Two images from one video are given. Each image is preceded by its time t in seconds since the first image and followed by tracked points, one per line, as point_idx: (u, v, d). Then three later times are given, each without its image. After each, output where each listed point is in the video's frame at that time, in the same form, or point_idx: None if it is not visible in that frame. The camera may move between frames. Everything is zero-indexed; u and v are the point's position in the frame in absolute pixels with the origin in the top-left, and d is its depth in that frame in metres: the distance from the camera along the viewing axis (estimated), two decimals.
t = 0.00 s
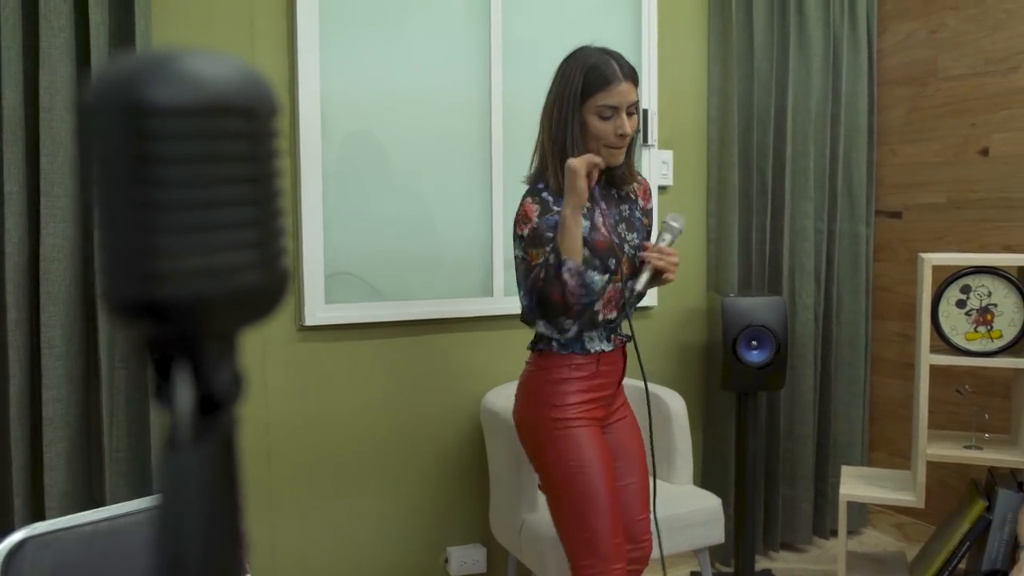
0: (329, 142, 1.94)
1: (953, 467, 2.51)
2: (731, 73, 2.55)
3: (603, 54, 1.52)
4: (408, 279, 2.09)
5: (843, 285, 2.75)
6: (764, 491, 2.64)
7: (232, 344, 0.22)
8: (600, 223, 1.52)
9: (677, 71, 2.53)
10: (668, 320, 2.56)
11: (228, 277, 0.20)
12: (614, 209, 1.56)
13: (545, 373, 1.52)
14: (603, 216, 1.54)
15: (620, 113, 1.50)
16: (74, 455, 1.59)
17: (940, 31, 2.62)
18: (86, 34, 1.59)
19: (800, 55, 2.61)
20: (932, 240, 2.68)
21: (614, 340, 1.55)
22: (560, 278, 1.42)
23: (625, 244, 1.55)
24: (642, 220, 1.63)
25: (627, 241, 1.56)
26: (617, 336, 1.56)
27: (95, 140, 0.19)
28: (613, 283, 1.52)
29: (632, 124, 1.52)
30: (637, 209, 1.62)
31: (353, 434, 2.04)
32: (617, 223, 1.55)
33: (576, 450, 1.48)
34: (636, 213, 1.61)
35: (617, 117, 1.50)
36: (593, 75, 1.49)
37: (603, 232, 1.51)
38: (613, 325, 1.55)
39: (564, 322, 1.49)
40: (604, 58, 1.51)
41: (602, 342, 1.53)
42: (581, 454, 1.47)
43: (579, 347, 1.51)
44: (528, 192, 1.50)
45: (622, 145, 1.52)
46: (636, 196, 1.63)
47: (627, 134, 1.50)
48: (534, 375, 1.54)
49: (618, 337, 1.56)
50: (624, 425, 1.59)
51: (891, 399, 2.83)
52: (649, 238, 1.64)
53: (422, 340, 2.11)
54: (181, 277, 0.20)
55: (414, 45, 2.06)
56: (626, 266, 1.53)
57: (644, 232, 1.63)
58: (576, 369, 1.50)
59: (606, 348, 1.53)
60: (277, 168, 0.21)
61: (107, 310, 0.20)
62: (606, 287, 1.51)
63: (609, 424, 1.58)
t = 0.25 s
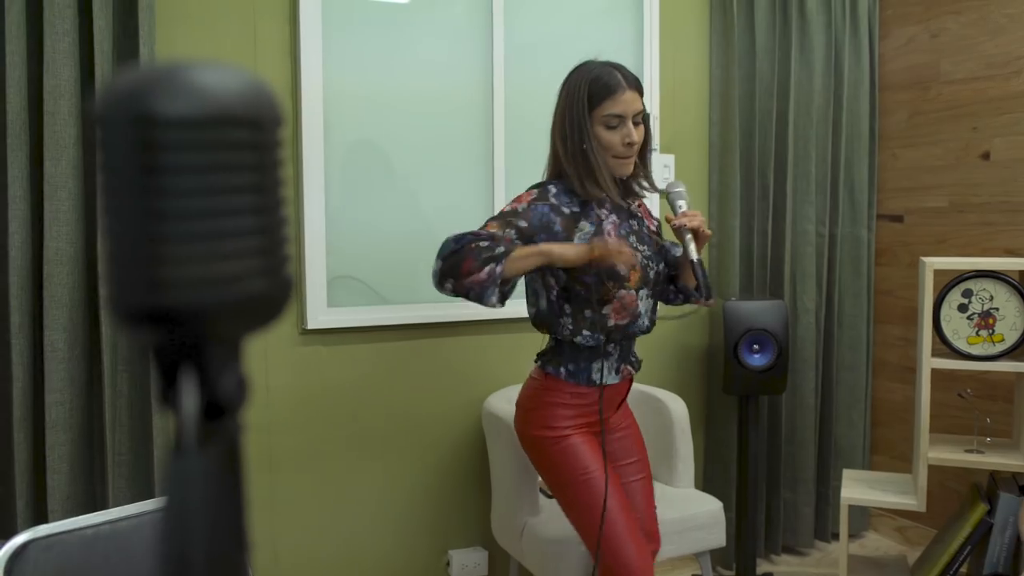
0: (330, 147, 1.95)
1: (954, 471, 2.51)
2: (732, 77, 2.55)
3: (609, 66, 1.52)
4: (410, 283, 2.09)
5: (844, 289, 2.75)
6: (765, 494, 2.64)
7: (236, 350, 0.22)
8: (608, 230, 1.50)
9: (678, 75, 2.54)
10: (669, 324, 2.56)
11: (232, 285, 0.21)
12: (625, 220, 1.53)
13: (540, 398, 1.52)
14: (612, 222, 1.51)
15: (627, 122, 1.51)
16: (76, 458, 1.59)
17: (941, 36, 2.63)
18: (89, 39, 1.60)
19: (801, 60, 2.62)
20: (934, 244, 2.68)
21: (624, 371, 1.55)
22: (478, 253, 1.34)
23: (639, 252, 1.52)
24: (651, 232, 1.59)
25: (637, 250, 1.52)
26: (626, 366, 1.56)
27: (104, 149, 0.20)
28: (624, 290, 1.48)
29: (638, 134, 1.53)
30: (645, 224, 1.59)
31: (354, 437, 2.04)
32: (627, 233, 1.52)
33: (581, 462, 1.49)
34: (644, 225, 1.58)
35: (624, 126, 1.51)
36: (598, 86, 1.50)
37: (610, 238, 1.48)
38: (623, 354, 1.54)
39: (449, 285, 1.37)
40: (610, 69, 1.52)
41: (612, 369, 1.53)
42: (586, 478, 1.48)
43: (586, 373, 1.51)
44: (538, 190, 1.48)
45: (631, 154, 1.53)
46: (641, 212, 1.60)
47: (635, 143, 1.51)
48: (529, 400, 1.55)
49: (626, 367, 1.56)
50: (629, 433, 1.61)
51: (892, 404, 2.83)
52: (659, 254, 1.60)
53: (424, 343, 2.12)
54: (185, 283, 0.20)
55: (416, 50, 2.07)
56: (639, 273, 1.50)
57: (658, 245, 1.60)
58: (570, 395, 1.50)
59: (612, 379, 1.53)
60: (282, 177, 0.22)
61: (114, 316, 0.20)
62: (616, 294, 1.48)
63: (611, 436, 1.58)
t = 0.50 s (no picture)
0: (330, 149, 1.95)
1: (953, 471, 2.51)
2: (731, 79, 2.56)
3: (604, 81, 1.53)
4: (409, 284, 2.10)
5: (843, 290, 2.75)
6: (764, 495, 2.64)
7: (229, 349, 0.23)
8: (581, 241, 1.48)
9: (678, 77, 2.54)
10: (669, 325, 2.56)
11: (224, 286, 0.21)
12: (606, 228, 1.50)
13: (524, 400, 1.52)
14: (588, 231, 1.50)
15: (618, 138, 1.50)
16: (77, 459, 1.59)
17: (940, 37, 2.63)
18: (89, 42, 1.61)
19: (800, 61, 2.62)
20: (933, 245, 2.68)
21: (597, 373, 1.46)
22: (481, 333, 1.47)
23: (614, 257, 1.48)
24: (647, 234, 1.52)
25: (615, 257, 1.48)
26: (603, 367, 1.47)
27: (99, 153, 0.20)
28: (589, 297, 1.46)
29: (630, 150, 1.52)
30: (641, 224, 1.53)
31: (354, 438, 2.04)
32: (607, 240, 1.49)
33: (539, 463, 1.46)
34: (637, 227, 1.52)
35: (614, 141, 1.50)
36: (591, 101, 1.51)
37: (577, 248, 1.48)
38: (597, 354, 1.47)
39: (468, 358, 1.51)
40: (605, 85, 1.53)
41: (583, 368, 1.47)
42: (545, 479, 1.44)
43: (554, 369, 1.48)
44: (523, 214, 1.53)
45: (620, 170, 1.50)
46: (642, 213, 1.54)
47: (624, 158, 1.49)
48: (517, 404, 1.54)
49: (603, 371, 1.47)
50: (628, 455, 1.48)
51: (891, 405, 2.84)
52: (653, 256, 1.51)
53: (423, 344, 2.12)
54: (178, 284, 0.21)
55: (416, 52, 2.07)
56: (603, 281, 1.47)
57: (653, 248, 1.51)
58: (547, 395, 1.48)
59: (581, 378, 1.46)
60: (275, 179, 0.22)
61: (108, 315, 0.21)
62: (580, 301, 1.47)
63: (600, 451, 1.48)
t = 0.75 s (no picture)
0: (332, 149, 1.96)
1: (957, 471, 2.51)
2: (734, 79, 2.56)
3: (606, 76, 1.54)
4: (411, 284, 2.10)
5: (847, 290, 2.74)
6: (768, 495, 2.64)
7: (222, 347, 0.23)
8: (570, 246, 1.50)
9: (680, 77, 2.54)
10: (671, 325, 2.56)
11: (217, 283, 0.21)
12: (601, 236, 1.51)
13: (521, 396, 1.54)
14: (580, 235, 1.51)
15: (613, 130, 1.50)
16: (80, 459, 1.60)
17: (944, 36, 2.62)
18: (92, 43, 1.61)
19: (803, 60, 2.62)
20: (937, 245, 2.68)
21: (570, 375, 1.48)
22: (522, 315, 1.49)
23: (597, 271, 1.49)
24: (646, 254, 1.51)
25: (598, 271, 1.49)
26: (578, 371, 1.48)
27: (90, 151, 0.20)
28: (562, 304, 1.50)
29: (626, 144, 1.50)
30: (644, 241, 1.52)
31: (357, 438, 2.05)
32: (597, 251, 1.50)
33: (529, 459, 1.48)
34: (637, 243, 1.51)
35: (610, 134, 1.50)
36: (588, 93, 1.52)
37: (564, 254, 1.50)
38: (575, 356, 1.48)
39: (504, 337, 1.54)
40: (608, 81, 1.53)
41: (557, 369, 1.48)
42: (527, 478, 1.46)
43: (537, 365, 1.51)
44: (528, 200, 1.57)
45: (618, 163, 1.49)
46: (648, 227, 1.53)
47: (619, 151, 1.47)
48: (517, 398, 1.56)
49: (577, 372, 1.47)
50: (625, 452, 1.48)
51: (895, 405, 2.83)
52: (644, 276, 1.50)
53: (425, 344, 2.12)
54: (171, 281, 0.21)
55: (418, 53, 2.08)
56: (579, 292, 1.49)
57: (648, 267, 1.50)
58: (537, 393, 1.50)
59: (556, 376, 1.48)
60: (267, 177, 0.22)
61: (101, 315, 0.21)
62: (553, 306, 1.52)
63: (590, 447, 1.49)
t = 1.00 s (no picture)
0: (336, 147, 1.96)
1: (964, 470, 2.50)
2: (740, 77, 2.55)
3: (620, 69, 1.53)
4: (415, 282, 2.10)
5: (853, 288, 2.73)
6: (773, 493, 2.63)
7: (210, 344, 0.23)
8: (598, 237, 1.48)
9: (686, 74, 2.53)
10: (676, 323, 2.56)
11: (205, 279, 0.21)
12: (627, 225, 1.49)
13: (545, 406, 1.53)
14: (606, 227, 1.49)
15: (622, 125, 1.50)
16: (85, 456, 1.60)
17: (951, 33, 2.61)
18: (96, 40, 1.62)
19: (809, 57, 2.60)
20: (944, 243, 2.66)
21: (606, 382, 1.46)
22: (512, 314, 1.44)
23: (631, 255, 1.47)
24: (674, 233, 1.52)
25: (631, 255, 1.47)
26: (613, 377, 1.47)
27: (75, 145, 0.20)
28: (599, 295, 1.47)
29: (635, 139, 1.50)
30: (670, 223, 1.53)
31: (362, 436, 2.05)
32: (626, 238, 1.48)
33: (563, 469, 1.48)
34: (664, 225, 1.52)
35: (619, 129, 1.50)
36: (599, 87, 1.52)
37: (593, 244, 1.47)
38: (607, 363, 1.46)
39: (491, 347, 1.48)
40: (621, 73, 1.53)
41: (592, 376, 1.47)
42: (561, 487, 1.46)
43: (566, 378, 1.49)
44: (543, 206, 1.53)
45: (626, 158, 1.50)
46: (671, 211, 1.54)
47: (626, 146, 1.48)
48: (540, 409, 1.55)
49: (613, 380, 1.46)
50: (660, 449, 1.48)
51: (901, 403, 2.82)
52: (674, 256, 1.51)
53: (430, 342, 2.12)
54: (159, 276, 0.21)
55: (422, 50, 2.07)
56: (615, 279, 1.46)
57: (676, 248, 1.51)
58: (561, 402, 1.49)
59: (591, 388, 1.47)
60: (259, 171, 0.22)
61: (88, 311, 0.20)
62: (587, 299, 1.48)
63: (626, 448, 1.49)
